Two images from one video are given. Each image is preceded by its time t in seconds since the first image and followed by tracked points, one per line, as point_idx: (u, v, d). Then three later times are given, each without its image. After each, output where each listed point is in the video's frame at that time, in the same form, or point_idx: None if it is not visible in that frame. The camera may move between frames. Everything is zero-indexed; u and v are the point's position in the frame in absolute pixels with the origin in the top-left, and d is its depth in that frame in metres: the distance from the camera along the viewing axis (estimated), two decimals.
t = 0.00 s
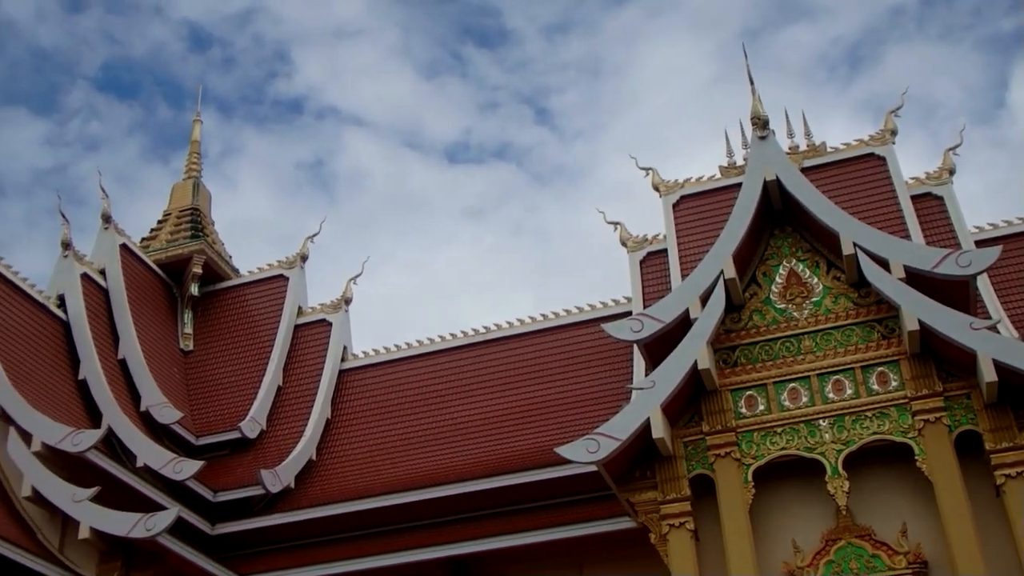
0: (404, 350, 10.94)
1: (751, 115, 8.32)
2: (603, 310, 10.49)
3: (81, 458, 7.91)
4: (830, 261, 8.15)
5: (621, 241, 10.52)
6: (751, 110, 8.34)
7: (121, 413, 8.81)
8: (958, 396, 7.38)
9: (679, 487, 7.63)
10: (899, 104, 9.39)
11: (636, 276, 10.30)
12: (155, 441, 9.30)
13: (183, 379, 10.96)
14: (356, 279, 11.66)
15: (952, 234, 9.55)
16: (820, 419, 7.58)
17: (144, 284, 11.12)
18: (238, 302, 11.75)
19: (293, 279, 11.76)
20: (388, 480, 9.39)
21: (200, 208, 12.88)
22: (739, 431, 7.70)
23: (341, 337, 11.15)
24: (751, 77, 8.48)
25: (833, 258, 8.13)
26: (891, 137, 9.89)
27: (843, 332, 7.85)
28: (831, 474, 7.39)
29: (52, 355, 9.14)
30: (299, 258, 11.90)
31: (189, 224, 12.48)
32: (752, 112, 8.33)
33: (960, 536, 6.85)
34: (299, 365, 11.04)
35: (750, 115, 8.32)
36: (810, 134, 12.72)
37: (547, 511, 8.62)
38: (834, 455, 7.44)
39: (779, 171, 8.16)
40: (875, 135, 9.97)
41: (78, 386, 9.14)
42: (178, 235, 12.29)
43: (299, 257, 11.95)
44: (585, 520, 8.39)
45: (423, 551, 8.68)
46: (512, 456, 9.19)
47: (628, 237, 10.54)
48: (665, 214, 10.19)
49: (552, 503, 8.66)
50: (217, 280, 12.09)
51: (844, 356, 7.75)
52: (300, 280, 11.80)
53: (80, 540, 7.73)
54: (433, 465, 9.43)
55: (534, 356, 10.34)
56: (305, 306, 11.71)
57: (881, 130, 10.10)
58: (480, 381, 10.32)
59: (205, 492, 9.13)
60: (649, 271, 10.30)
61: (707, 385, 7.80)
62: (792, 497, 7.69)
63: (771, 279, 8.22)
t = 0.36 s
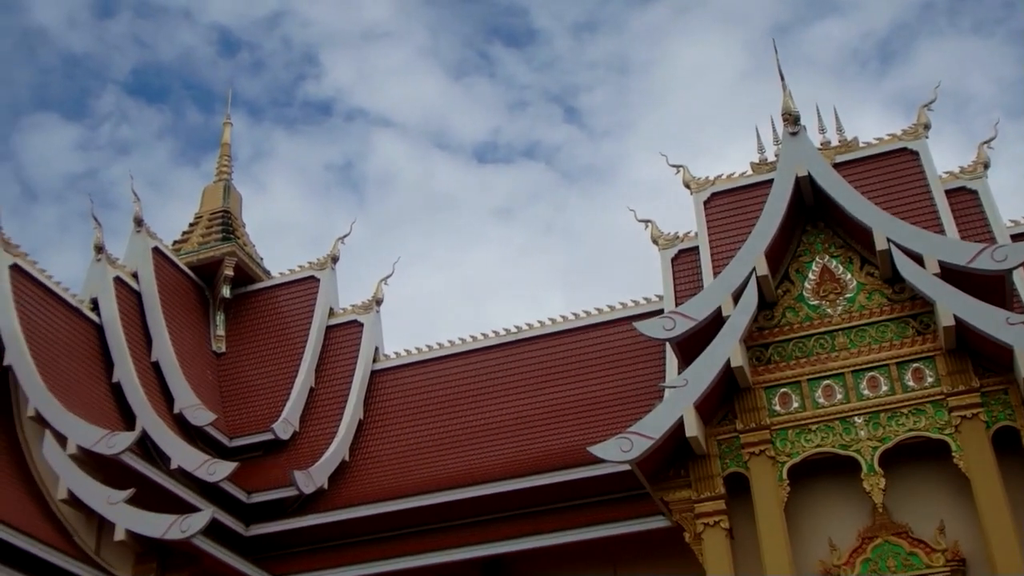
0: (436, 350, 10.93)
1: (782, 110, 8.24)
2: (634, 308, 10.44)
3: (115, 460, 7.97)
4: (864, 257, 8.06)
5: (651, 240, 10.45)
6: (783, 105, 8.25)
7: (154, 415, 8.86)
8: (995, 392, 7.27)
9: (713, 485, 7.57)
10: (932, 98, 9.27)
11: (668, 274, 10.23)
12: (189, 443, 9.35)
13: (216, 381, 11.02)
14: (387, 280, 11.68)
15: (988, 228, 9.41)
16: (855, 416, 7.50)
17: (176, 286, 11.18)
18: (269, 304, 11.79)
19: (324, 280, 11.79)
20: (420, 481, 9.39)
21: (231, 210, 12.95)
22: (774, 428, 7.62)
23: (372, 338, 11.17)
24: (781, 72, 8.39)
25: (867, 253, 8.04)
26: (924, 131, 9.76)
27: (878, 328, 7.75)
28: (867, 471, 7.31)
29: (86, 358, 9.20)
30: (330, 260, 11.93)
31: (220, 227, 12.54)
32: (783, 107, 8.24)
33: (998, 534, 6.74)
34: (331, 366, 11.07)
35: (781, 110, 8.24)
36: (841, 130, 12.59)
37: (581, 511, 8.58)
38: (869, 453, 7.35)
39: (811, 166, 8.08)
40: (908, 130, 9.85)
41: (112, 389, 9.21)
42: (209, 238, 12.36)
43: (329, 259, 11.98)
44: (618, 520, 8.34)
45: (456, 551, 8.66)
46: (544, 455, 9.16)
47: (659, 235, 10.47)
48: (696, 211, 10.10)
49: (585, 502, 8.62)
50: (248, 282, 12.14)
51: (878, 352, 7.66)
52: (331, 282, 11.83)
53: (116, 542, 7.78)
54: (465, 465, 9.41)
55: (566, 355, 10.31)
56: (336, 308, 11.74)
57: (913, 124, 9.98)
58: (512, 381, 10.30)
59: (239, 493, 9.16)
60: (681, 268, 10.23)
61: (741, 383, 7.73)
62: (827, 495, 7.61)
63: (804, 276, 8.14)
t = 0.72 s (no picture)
0: (468, 350, 10.93)
1: (814, 105, 8.17)
2: (667, 305, 10.38)
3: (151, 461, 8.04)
4: (899, 252, 7.97)
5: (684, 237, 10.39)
6: (815, 100, 8.17)
7: (189, 417, 8.92)
8: None
9: (749, 483, 7.52)
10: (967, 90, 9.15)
11: (700, 272, 10.17)
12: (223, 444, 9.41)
13: (250, 383, 11.08)
14: (418, 280, 11.69)
15: None
16: (891, 412, 7.42)
17: (209, 289, 11.26)
18: (302, 305, 11.84)
19: (356, 281, 11.82)
20: (454, 480, 9.40)
21: (262, 213, 13.02)
22: (809, 425, 7.56)
23: (405, 339, 11.20)
24: (813, 66, 8.32)
25: (902, 248, 7.95)
26: (959, 124, 9.63)
27: (913, 324, 7.67)
28: (904, 468, 7.23)
29: (121, 360, 9.29)
30: (361, 260, 11.96)
31: (252, 229, 12.61)
32: (816, 102, 8.17)
33: None
34: (363, 367, 11.10)
35: (813, 105, 8.17)
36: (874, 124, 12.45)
37: (615, 510, 8.55)
38: (906, 449, 7.27)
39: (844, 161, 8.00)
40: (942, 123, 9.72)
41: (147, 391, 9.29)
42: (241, 240, 12.43)
43: (361, 259, 12.02)
44: (653, 518, 8.29)
45: (491, 550, 8.65)
46: (579, 454, 9.13)
47: (691, 232, 10.40)
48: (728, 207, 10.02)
49: (620, 501, 8.60)
50: (281, 283, 12.22)
51: (914, 347, 7.58)
52: (363, 282, 11.86)
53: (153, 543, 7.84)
54: (499, 464, 9.41)
55: (599, 353, 10.27)
56: (368, 308, 11.77)
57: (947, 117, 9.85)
58: (545, 380, 10.28)
59: (274, 493, 9.21)
60: (713, 265, 10.16)
61: (775, 379, 7.67)
62: (864, 491, 7.53)
63: (839, 272, 8.06)
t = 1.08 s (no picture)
0: (499, 348, 10.93)
1: (845, 99, 8.09)
2: (698, 302, 10.32)
3: (186, 463, 8.11)
4: (933, 245, 7.88)
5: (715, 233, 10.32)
6: (846, 93, 8.10)
7: (222, 417, 8.98)
8: None
9: (783, 479, 7.47)
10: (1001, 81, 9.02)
11: (732, 268, 10.10)
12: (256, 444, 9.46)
13: (282, 383, 11.13)
14: (448, 279, 11.69)
15: None
16: (926, 407, 7.33)
17: (240, 290, 11.32)
18: (333, 305, 11.88)
19: (386, 281, 11.85)
20: (486, 478, 9.39)
21: (292, 214, 13.08)
22: (843, 421, 7.49)
23: (436, 338, 11.21)
24: (844, 59, 8.23)
25: (936, 242, 7.86)
26: (993, 115, 9.50)
27: (948, 318, 7.57)
28: (940, 463, 7.14)
29: (154, 362, 9.36)
30: (391, 260, 11.98)
31: (282, 230, 12.67)
32: (847, 96, 8.09)
33: None
34: (394, 367, 11.12)
35: (844, 99, 8.09)
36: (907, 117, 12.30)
37: (648, 507, 8.52)
38: (942, 444, 7.19)
39: (876, 155, 7.91)
40: (976, 115, 9.59)
41: (180, 392, 9.36)
42: (271, 241, 12.49)
43: (391, 259, 12.04)
44: (686, 515, 8.25)
45: (524, 549, 8.63)
46: (611, 452, 9.10)
47: (722, 228, 10.33)
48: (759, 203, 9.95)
49: (654, 498, 8.55)
50: (311, 284, 12.26)
51: (949, 342, 7.48)
52: (392, 282, 11.88)
53: (188, 543, 7.91)
54: (531, 462, 9.40)
55: (630, 351, 10.23)
56: (398, 308, 11.79)
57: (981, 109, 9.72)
58: (576, 378, 10.25)
59: (307, 493, 9.24)
60: (745, 262, 10.08)
61: (808, 375, 7.61)
62: (899, 486, 7.45)
63: (872, 266, 7.98)
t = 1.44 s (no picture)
0: (533, 344, 10.91)
1: (880, 88, 7.99)
2: (733, 295, 10.23)
3: (223, 461, 8.17)
4: (971, 235, 7.76)
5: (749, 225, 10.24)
6: (880, 82, 8.00)
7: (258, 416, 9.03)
8: None
9: (820, 473, 7.38)
10: None
11: (767, 260, 10.01)
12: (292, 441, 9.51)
13: (317, 381, 11.18)
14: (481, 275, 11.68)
15: None
16: (966, 399, 7.23)
17: (275, 288, 11.38)
18: (367, 303, 11.91)
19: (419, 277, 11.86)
20: (522, 474, 9.38)
21: (325, 212, 13.13)
22: (882, 413, 7.40)
23: (469, 334, 11.20)
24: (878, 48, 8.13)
25: (975, 232, 7.74)
26: None
27: (988, 308, 7.46)
28: (981, 456, 7.04)
29: (190, 361, 9.42)
30: (424, 256, 12.00)
31: (315, 228, 12.72)
32: (882, 85, 7.99)
33: None
34: (429, 363, 11.13)
35: (879, 88, 7.99)
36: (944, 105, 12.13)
37: (685, 502, 8.45)
38: (982, 436, 7.09)
39: (913, 145, 7.80)
40: (1015, 102, 9.44)
41: (216, 390, 9.42)
42: (305, 239, 12.55)
43: (424, 256, 12.05)
44: (722, 510, 8.23)
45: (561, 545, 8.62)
46: (647, 446, 9.06)
47: (757, 220, 10.25)
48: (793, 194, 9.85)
49: (690, 493, 8.49)
50: (344, 281, 12.30)
51: (989, 333, 7.37)
52: (425, 278, 11.89)
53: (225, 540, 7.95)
54: (566, 458, 9.37)
55: (665, 345, 10.17)
56: (432, 304, 11.80)
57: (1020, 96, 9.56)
58: (611, 372, 10.21)
59: (343, 490, 9.28)
60: (780, 254, 9.99)
61: (845, 368, 7.52)
62: (939, 479, 7.36)
63: (909, 257, 7.88)
